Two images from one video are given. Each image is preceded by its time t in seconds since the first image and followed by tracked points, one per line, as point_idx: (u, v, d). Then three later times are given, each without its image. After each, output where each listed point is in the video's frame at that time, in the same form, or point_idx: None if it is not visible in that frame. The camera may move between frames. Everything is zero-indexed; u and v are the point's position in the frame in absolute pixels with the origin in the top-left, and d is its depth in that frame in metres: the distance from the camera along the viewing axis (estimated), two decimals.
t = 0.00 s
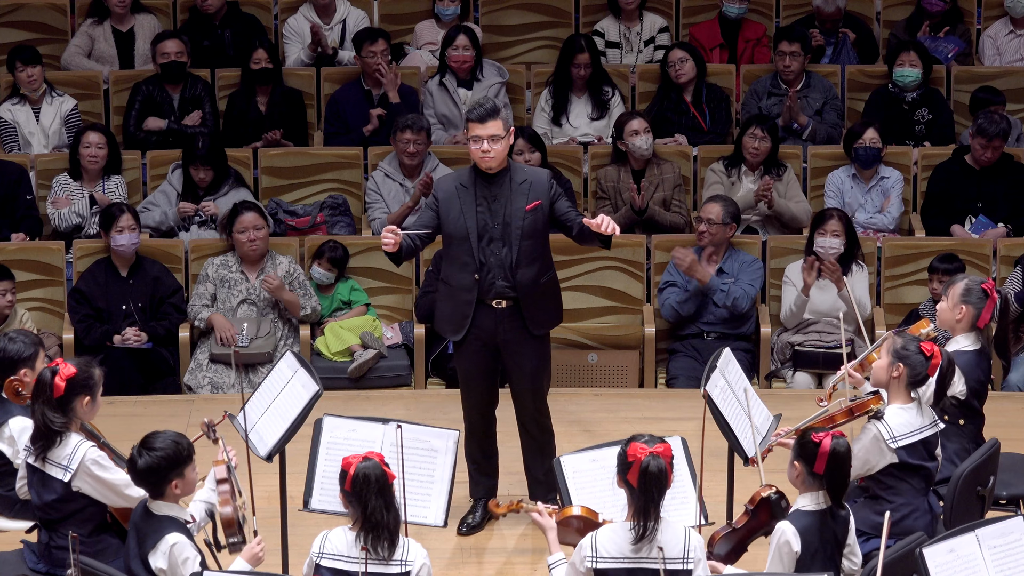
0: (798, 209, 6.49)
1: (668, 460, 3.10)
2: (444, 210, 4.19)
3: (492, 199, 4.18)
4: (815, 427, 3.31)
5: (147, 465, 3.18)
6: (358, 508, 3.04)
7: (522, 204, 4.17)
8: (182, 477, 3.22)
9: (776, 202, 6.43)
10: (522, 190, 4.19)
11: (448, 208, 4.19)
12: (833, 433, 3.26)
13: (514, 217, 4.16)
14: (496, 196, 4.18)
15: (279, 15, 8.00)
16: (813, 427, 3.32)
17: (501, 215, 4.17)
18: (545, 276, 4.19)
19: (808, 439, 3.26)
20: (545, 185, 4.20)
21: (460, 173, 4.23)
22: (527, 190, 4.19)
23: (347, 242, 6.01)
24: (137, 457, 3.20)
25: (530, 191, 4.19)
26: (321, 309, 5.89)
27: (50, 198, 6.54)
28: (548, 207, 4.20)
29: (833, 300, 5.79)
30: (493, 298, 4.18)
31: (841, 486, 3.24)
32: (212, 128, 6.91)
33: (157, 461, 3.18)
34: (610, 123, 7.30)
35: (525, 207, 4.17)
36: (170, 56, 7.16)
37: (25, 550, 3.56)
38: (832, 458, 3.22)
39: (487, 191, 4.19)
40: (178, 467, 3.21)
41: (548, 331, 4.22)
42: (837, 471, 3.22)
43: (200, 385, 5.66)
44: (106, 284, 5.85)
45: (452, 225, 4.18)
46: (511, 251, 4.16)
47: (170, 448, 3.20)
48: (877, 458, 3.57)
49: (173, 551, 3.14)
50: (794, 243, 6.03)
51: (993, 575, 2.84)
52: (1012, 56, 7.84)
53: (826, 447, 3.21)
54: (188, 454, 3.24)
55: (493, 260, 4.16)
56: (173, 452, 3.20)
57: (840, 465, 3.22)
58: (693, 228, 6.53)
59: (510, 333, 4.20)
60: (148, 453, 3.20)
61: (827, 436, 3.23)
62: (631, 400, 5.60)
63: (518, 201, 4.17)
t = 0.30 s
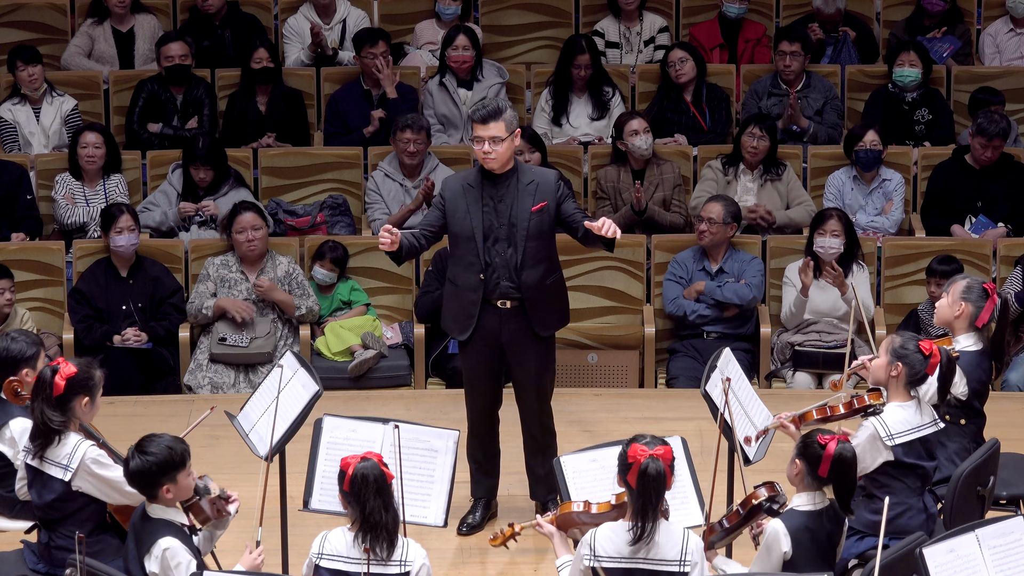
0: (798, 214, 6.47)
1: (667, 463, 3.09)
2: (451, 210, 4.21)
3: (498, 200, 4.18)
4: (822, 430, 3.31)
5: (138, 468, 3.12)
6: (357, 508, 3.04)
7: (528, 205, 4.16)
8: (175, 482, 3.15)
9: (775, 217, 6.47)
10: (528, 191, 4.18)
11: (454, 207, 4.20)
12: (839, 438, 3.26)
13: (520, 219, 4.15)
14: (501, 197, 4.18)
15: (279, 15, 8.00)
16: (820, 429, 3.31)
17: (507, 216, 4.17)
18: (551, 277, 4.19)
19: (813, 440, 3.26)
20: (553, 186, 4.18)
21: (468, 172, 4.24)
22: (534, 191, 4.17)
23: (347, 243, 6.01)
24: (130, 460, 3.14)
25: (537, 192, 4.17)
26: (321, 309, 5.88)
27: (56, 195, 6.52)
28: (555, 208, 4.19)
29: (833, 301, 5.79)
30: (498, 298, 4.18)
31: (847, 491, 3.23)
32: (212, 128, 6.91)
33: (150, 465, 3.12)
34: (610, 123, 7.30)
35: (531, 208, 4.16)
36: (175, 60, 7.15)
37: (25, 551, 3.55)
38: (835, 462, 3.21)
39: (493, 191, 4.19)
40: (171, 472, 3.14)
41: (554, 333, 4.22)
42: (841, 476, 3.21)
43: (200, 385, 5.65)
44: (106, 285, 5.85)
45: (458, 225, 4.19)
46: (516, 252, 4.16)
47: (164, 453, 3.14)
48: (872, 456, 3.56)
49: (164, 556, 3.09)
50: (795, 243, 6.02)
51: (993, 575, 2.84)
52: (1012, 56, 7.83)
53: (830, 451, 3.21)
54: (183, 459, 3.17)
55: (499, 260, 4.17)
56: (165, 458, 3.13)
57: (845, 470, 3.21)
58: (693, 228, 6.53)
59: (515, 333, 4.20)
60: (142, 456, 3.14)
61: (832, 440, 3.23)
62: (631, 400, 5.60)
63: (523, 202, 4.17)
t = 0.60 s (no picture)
0: (798, 215, 6.48)
1: (669, 468, 3.07)
2: (454, 211, 4.21)
3: (502, 200, 4.18)
4: (819, 431, 3.31)
5: (140, 472, 3.12)
6: (355, 508, 3.04)
7: (531, 206, 4.16)
8: (178, 486, 3.15)
9: (775, 223, 6.46)
10: (532, 191, 4.18)
11: (458, 208, 4.20)
12: (838, 440, 3.26)
13: (523, 219, 4.15)
14: (505, 198, 4.18)
15: (279, 15, 8.01)
16: (818, 430, 3.32)
17: (510, 216, 4.17)
18: (555, 278, 4.18)
19: (811, 441, 3.27)
20: (555, 186, 4.19)
21: (471, 173, 4.25)
22: (537, 191, 4.18)
23: (346, 243, 6.03)
24: (132, 464, 3.14)
25: (540, 193, 4.17)
26: (322, 309, 5.88)
27: (50, 202, 6.53)
28: (558, 209, 4.19)
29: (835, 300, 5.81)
30: (501, 298, 4.18)
31: (843, 491, 3.23)
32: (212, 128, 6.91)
33: (152, 469, 3.11)
34: (610, 123, 7.30)
35: (534, 208, 4.16)
36: (170, 59, 7.14)
37: (25, 551, 3.55)
38: (834, 464, 3.22)
39: (496, 192, 4.19)
40: (173, 476, 3.14)
41: (557, 333, 4.22)
42: (839, 477, 3.22)
43: (200, 385, 5.65)
44: (106, 285, 5.86)
45: (461, 224, 4.19)
46: (520, 253, 4.16)
47: (165, 457, 3.13)
48: (874, 456, 3.55)
49: (161, 560, 3.08)
50: (795, 243, 6.03)
51: (993, 575, 2.84)
52: (1012, 56, 7.83)
53: (829, 452, 3.22)
54: (184, 463, 3.17)
55: (502, 261, 4.17)
56: (168, 461, 3.13)
57: (843, 471, 3.21)
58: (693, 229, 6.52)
59: (518, 333, 4.20)
60: (144, 460, 3.13)
61: (831, 441, 3.23)
62: (631, 400, 5.60)
63: (526, 203, 4.16)
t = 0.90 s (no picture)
0: (797, 216, 6.50)
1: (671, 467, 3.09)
2: (457, 211, 4.22)
3: (504, 200, 4.18)
4: (812, 426, 3.31)
5: (147, 480, 3.10)
6: (354, 508, 3.05)
7: (533, 206, 4.16)
8: (184, 486, 3.17)
9: (775, 224, 6.47)
10: (534, 191, 4.17)
11: (460, 208, 4.21)
12: (832, 432, 3.26)
13: (524, 219, 4.15)
14: (506, 198, 4.18)
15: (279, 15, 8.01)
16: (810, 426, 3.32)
17: (512, 216, 4.17)
18: (557, 278, 4.18)
19: (807, 437, 3.25)
20: (557, 186, 4.18)
21: (474, 173, 4.25)
22: (538, 191, 4.17)
23: (347, 244, 6.04)
24: (136, 472, 3.11)
25: (542, 193, 4.17)
26: (322, 308, 5.88)
27: (50, 202, 6.53)
28: (559, 208, 4.18)
29: (837, 301, 5.83)
30: (502, 297, 4.18)
31: (844, 486, 3.23)
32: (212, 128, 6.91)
33: (160, 476, 3.11)
34: (610, 123, 7.30)
35: (535, 208, 4.15)
36: (170, 59, 7.16)
37: (25, 551, 3.55)
38: (834, 457, 3.21)
39: (498, 192, 4.19)
40: (179, 478, 3.15)
41: (559, 333, 4.21)
42: (838, 469, 3.22)
43: (200, 385, 5.66)
44: (106, 286, 5.86)
45: (463, 224, 4.20)
46: (521, 253, 4.15)
47: (170, 461, 3.13)
48: (874, 455, 3.55)
49: (161, 562, 3.08)
50: (795, 243, 6.02)
51: (993, 575, 2.84)
52: (1012, 56, 7.84)
53: (826, 446, 3.22)
54: (187, 465, 3.17)
55: (504, 261, 4.17)
56: (173, 465, 3.13)
57: (842, 463, 3.22)
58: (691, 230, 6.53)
59: (519, 333, 4.20)
60: (149, 467, 3.12)
61: (827, 434, 3.23)
62: (631, 400, 5.60)
63: (528, 203, 4.16)
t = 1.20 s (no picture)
0: (796, 216, 6.51)
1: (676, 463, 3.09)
2: (458, 210, 4.22)
3: (505, 200, 4.18)
4: (805, 425, 3.31)
5: (153, 473, 3.12)
6: (355, 508, 3.05)
7: (534, 206, 4.15)
8: (189, 485, 3.18)
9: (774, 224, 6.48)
10: (535, 191, 4.17)
11: (462, 209, 4.21)
12: (827, 428, 3.27)
13: (525, 219, 4.14)
14: (507, 198, 4.17)
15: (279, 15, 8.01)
16: (803, 425, 3.32)
17: (513, 216, 4.17)
18: (558, 278, 4.17)
19: (802, 436, 3.26)
20: (558, 186, 4.17)
21: (475, 173, 4.25)
22: (539, 191, 4.17)
23: (348, 245, 6.04)
24: (143, 465, 3.13)
25: (542, 193, 4.16)
26: (321, 309, 5.88)
27: (51, 202, 6.53)
28: (560, 208, 4.18)
29: (837, 302, 5.83)
30: (503, 297, 4.18)
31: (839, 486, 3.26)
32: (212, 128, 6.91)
33: (167, 469, 3.12)
34: (610, 124, 7.30)
35: (536, 208, 4.15)
36: (172, 61, 7.12)
37: (25, 551, 3.55)
38: (831, 452, 3.23)
39: (499, 192, 4.19)
40: (185, 475, 3.16)
41: (561, 333, 4.21)
42: (837, 464, 3.24)
43: (200, 385, 5.65)
44: (106, 286, 5.86)
45: (464, 224, 4.20)
46: (522, 253, 4.15)
47: (177, 456, 3.14)
48: (873, 454, 3.56)
49: (162, 560, 3.04)
50: (795, 243, 6.03)
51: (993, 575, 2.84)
52: (1012, 56, 7.84)
53: (823, 442, 3.22)
54: (194, 463, 3.18)
55: (506, 261, 4.16)
56: (180, 460, 3.14)
57: (841, 457, 3.24)
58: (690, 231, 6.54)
59: (519, 333, 4.20)
60: (154, 460, 3.13)
61: (822, 432, 3.23)
62: (631, 400, 5.60)
63: (529, 203, 4.16)
